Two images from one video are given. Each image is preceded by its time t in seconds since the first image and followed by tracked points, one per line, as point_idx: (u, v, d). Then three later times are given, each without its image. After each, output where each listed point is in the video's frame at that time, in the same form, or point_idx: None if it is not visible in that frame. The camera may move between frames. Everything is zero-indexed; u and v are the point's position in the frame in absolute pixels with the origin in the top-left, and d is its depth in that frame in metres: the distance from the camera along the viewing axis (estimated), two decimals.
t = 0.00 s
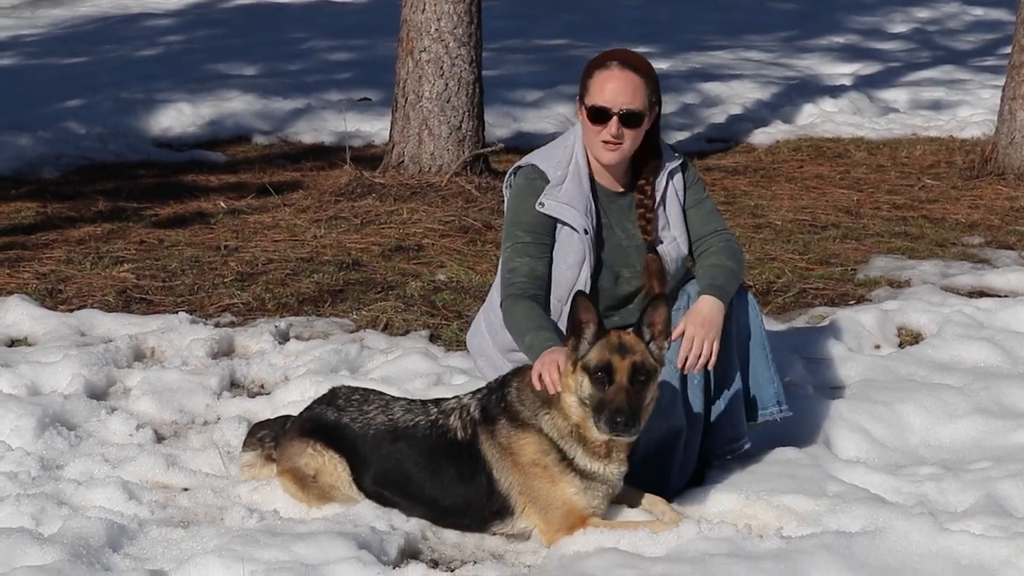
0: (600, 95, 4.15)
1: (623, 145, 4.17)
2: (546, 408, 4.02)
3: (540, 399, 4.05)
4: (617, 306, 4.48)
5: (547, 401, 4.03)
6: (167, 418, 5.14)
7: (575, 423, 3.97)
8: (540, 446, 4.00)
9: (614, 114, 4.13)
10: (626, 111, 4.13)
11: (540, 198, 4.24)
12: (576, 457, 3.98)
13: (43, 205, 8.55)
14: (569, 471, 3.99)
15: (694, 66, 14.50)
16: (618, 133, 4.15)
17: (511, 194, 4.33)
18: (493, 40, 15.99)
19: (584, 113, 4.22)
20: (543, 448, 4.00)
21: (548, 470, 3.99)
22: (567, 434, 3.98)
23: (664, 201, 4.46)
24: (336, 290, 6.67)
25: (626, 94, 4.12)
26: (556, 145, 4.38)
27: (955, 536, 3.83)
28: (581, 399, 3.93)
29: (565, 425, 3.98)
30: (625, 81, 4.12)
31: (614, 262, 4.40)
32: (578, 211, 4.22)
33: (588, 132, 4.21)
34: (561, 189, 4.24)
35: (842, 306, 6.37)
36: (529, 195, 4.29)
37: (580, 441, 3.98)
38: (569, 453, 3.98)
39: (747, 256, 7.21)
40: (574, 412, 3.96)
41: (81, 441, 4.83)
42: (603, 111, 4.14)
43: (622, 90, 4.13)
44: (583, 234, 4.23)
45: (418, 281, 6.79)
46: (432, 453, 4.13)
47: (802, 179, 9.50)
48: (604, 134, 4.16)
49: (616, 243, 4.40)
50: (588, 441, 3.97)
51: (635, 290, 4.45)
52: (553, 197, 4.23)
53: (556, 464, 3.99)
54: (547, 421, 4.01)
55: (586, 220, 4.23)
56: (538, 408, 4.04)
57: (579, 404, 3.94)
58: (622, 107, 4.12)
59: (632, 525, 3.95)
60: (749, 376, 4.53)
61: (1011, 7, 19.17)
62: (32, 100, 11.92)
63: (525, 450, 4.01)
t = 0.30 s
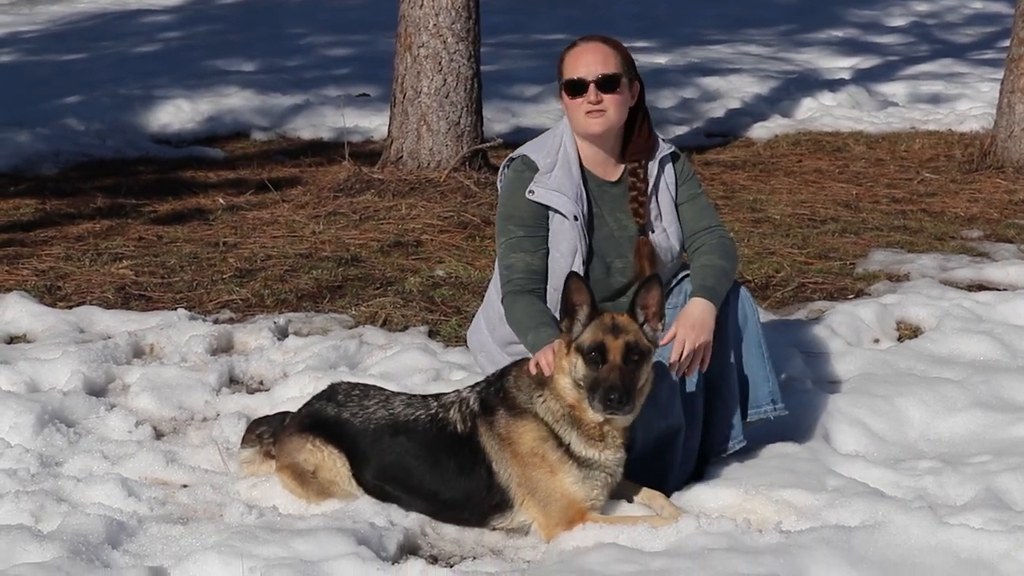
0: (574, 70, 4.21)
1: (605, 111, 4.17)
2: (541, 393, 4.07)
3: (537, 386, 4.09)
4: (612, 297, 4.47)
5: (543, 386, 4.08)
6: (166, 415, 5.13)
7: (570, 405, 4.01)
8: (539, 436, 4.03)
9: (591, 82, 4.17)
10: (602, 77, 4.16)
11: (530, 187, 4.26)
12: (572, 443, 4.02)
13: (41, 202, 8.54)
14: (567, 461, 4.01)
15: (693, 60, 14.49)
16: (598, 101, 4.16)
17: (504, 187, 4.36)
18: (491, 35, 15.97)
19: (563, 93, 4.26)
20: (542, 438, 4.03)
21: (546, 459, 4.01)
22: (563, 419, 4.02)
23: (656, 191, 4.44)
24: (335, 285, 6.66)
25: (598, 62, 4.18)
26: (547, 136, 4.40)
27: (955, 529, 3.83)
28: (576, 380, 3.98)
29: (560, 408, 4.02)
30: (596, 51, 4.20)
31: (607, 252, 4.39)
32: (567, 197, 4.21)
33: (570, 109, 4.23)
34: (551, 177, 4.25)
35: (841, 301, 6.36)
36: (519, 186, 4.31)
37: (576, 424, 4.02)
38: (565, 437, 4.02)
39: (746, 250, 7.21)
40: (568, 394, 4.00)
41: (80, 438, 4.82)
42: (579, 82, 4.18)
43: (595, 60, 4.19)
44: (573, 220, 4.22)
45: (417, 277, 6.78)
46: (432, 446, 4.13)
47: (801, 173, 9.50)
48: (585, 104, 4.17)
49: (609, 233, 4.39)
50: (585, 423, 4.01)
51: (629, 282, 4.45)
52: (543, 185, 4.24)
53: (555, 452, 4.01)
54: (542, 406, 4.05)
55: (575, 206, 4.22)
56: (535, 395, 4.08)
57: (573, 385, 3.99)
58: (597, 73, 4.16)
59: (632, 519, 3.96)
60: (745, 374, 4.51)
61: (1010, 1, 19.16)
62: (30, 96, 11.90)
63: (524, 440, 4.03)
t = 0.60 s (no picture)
0: (580, 67, 4.21)
1: (608, 110, 4.16)
2: (539, 389, 4.07)
3: (534, 383, 4.09)
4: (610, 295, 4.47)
5: (540, 383, 4.08)
6: (167, 413, 5.13)
7: (567, 400, 4.01)
8: (538, 433, 4.03)
9: (596, 80, 4.16)
10: (607, 76, 4.17)
11: (529, 185, 4.26)
12: (570, 439, 4.01)
13: (41, 201, 8.54)
14: (567, 458, 4.01)
15: (693, 57, 14.48)
16: (602, 100, 4.16)
17: (503, 184, 4.36)
18: (491, 32, 15.96)
19: (568, 90, 4.25)
20: (540, 435, 4.02)
21: (545, 456, 4.01)
22: (561, 416, 4.02)
23: (657, 190, 4.43)
24: (335, 283, 6.66)
25: (604, 61, 4.18)
26: (547, 133, 4.39)
27: (955, 526, 3.83)
28: (573, 375, 3.97)
29: (557, 403, 4.02)
30: (602, 50, 4.20)
31: (606, 251, 4.39)
32: (565, 196, 4.21)
33: (573, 107, 4.22)
34: (549, 175, 4.25)
35: (841, 297, 6.36)
36: (519, 184, 4.31)
37: (575, 420, 4.02)
38: (563, 433, 4.02)
39: (746, 247, 7.20)
40: (565, 389, 4.00)
41: (80, 436, 4.82)
42: (585, 80, 4.18)
43: (602, 60, 4.20)
44: (571, 219, 4.22)
45: (417, 275, 6.78)
46: (432, 444, 4.13)
47: (801, 170, 9.50)
48: (589, 102, 4.16)
49: (608, 231, 4.38)
50: (583, 419, 4.01)
51: (627, 280, 4.45)
52: (542, 183, 4.24)
53: (553, 449, 4.01)
54: (540, 402, 4.05)
55: (574, 205, 4.22)
56: (533, 391, 4.08)
57: (570, 380, 3.98)
58: (602, 72, 4.16)
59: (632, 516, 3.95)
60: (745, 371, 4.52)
61: None
62: (30, 95, 11.89)
63: (523, 436, 4.03)
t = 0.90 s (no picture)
0: (595, 69, 4.18)
1: (624, 115, 4.16)
2: (540, 389, 4.07)
3: (535, 383, 4.09)
4: (612, 296, 4.46)
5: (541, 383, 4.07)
6: (167, 412, 5.13)
7: (568, 401, 4.01)
8: (538, 433, 4.02)
9: (613, 85, 4.15)
10: (624, 81, 4.16)
11: (532, 185, 4.26)
12: (570, 439, 4.01)
13: (42, 198, 8.54)
14: (567, 458, 4.01)
15: (694, 57, 14.47)
16: (619, 104, 4.15)
17: (506, 184, 4.36)
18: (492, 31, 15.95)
19: (580, 91, 4.22)
20: (541, 434, 4.02)
21: (546, 455, 4.01)
22: (562, 417, 4.02)
23: (658, 189, 4.45)
24: (335, 282, 6.66)
25: (620, 65, 4.17)
26: (550, 133, 4.39)
27: (955, 526, 3.83)
28: (574, 376, 3.97)
29: (558, 404, 4.02)
30: (617, 53, 4.19)
31: (608, 251, 4.38)
32: (569, 196, 4.21)
33: (586, 108, 4.20)
34: (552, 176, 4.25)
35: (842, 297, 6.36)
36: (522, 184, 4.31)
37: (575, 421, 4.02)
38: (564, 433, 4.02)
39: (747, 246, 7.20)
40: (566, 390, 4.00)
41: (81, 435, 4.83)
42: (601, 83, 4.16)
43: (616, 62, 4.19)
44: (575, 220, 4.21)
45: (418, 273, 6.77)
46: (432, 443, 4.13)
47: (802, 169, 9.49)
48: (605, 106, 4.15)
49: (611, 230, 4.38)
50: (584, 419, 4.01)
51: (630, 280, 4.44)
52: (545, 184, 4.24)
53: (553, 449, 4.01)
54: (540, 402, 4.05)
55: (577, 206, 4.22)
56: (534, 392, 4.07)
57: (571, 381, 3.98)
58: (619, 76, 4.15)
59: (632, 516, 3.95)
60: (747, 371, 4.54)
61: None
62: (32, 93, 11.89)
63: (524, 436, 4.03)
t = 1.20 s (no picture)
0: (609, 73, 4.16)
1: (637, 120, 4.17)
2: (540, 391, 4.06)
3: (536, 385, 4.09)
4: (614, 296, 4.45)
5: (541, 385, 4.07)
6: (168, 412, 5.13)
7: (569, 402, 4.01)
8: (538, 434, 4.02)
9: (628, 90, 4.14)
10: (638, 86, 4.15)
11: (535, 185, 4.26)
12: (571, 440, 4.01)
13: (44, 199, 8.55)
14: (567, 459, 4.01)
15: (695, 58, 14.47)
16: (634, 110, 4.16)
17: (509, 184, 4.36)
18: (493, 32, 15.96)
19: (591, 94, 4.19)
20: (541, 436, 4.02)
21: (546, 457, 4.01)
22: (562, 418, 4.02)
23: (660, 189, 4.46)
24: (337, 282, 6.67)
25: (634, 69, 4.16)
26: (554, 134, 4.40)
27: (956, 528, 3.82)
28: (574, 377, 3.97)
29: (558, 405, 4.02)
30: (630, 57, 4.17)
31: (610, 251, 4.38)
32: (572, 196, 4.20)
33: (598, 112, 4.18)
34: (555, 175, 4.25)
35: (843, 298, 6.36)
36: (524, 184, 4.31)
37: (576, 422, 4.02)
38: (564, 434, 4.02)
39: (748, 248, 7.20)
40: (567, 391, 4.00)
41: (82, 435, 4.83)
42: (616, 88, 4.14)
43: (629, 67, 4.17)
44: (577, 219, 4.21)
45: (419, 274, 6.77)
46: (433, 445, 4.13)
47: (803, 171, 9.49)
48: (619, 112, 4.14)
49: (613, 230, 4.38)
50: (585, 421, 4.01)
51: (632, 280, 4.43)
52: (547, 183, 4.23)
53: (554, 450, 4.01)
54: (541, 404, 4.04)
55: (580, 205, 4.21)
56: (534, 393, 4.07)
57: (572, 383, 3.98)
58: (634, 81, 4.15)
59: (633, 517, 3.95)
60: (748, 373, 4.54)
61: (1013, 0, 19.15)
62: (33, 94, 11.89)
63: (524, 437, 4.03)
